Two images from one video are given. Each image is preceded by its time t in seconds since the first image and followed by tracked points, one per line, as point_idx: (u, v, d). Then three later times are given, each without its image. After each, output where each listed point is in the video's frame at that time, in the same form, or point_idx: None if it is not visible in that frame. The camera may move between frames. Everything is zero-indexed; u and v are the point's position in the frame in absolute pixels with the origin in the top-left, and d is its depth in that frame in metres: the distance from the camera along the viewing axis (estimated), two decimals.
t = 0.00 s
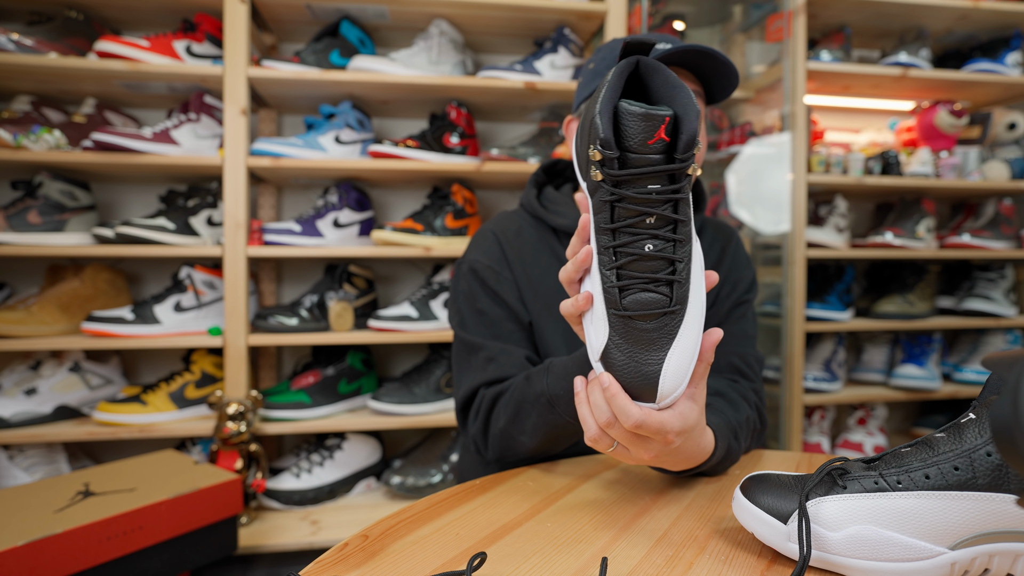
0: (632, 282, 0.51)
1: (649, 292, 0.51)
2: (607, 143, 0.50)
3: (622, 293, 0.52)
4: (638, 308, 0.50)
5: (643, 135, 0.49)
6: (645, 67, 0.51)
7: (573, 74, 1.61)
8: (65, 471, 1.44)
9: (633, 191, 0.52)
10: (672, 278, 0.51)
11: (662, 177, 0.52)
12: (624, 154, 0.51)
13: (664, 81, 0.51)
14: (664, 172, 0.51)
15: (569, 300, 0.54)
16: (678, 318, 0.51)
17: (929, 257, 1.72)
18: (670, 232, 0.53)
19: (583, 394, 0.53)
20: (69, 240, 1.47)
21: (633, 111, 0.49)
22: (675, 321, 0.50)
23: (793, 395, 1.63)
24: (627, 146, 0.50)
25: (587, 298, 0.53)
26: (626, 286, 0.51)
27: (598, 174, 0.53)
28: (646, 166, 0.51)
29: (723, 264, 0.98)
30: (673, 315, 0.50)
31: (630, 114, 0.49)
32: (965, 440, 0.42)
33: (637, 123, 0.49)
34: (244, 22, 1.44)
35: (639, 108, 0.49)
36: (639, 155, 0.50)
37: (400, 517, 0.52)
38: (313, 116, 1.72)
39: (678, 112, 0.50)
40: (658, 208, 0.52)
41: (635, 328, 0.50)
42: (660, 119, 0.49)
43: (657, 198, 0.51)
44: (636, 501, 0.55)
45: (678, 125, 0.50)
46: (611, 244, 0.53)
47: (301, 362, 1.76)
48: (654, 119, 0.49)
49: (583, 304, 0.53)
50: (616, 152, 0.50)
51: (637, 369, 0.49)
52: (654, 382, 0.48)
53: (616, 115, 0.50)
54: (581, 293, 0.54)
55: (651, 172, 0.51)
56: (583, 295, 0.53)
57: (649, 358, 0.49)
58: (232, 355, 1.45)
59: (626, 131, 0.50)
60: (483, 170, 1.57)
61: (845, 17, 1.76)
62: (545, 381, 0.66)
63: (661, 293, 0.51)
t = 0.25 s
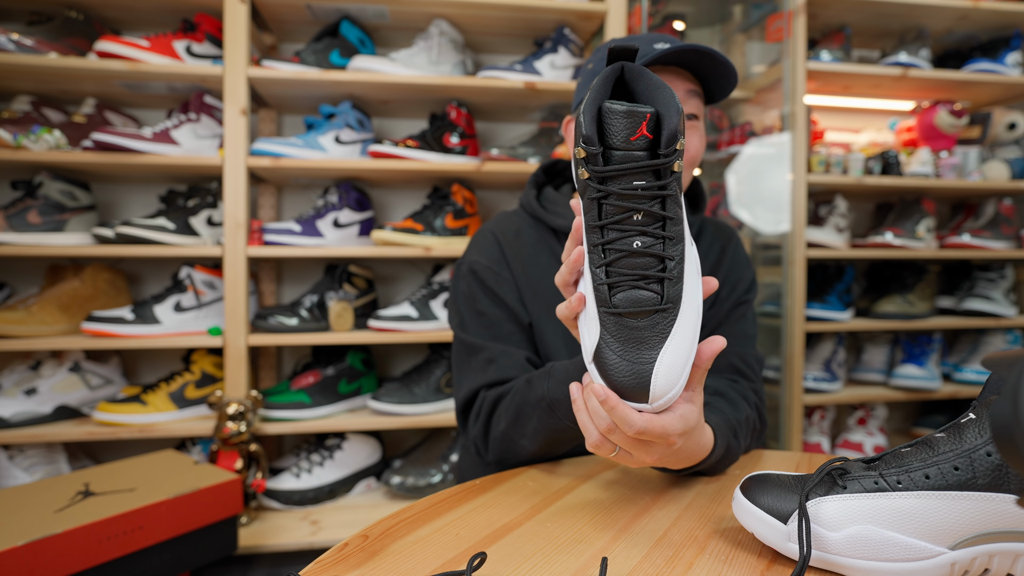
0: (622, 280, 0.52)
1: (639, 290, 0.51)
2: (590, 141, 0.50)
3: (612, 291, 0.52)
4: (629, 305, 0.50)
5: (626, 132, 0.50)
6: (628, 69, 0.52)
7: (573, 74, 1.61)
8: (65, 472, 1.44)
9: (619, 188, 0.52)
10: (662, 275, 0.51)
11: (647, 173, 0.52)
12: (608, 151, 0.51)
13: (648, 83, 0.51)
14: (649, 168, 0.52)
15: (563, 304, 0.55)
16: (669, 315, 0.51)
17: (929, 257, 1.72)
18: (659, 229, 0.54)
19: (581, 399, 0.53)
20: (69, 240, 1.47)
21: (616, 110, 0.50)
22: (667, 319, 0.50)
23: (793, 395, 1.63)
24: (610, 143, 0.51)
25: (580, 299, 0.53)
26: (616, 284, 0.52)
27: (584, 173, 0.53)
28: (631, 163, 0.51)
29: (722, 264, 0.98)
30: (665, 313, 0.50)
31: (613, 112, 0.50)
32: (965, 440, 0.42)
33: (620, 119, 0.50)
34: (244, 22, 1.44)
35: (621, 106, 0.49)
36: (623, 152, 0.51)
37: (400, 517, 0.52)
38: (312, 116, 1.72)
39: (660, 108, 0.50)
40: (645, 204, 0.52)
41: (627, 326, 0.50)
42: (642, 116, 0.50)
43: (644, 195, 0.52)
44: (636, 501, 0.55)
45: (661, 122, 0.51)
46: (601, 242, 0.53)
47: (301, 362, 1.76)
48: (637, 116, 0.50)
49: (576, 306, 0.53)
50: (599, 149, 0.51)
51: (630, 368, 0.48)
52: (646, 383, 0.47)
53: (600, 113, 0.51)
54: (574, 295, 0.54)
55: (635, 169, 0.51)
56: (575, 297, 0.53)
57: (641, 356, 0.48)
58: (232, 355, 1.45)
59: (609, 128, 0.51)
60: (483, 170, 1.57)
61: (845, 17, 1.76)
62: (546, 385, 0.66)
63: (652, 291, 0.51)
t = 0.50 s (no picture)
0: (628, 276, 0.51)
1: (645, 287, 0.51)
2: (598, 134, 0.50)
3: (618, 287, 0.52)
4: (635, 302, 0.50)
5: (635, 127, 0.50)
6: (641, 63, 0.52)
7: (573, 74, 1.61)
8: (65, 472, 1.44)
9: (627, 182, 0.52)
10: (669, 272, 0.51)
11: (657, 169, 0.52)
12: (617, 146, 0.52)
13: (659, 77, 0.51)
14: (659, 164, 0.51)
15: (569, 299, 0.55)
16: (676, 313, 0.50)
17: (929, 257, 1.72)
18: (668, 226, 0.53)
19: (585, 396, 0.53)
20: (69, 240, 1.47)
21: (626, 104, 0.50)
22: (673, 316, 0.50)
23: (793, 395, 1.63)
24: (620, 138, 0.51)
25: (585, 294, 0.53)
26: (621, 279, 0.52)
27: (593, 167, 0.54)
28: (640, 158, 0.51)
29: (723, 264, 0.98)
30: (671, 310, 0.50)
31: (623, 106, 0.50)
32: (965, 440, 0.42)
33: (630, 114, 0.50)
34: (244, 22, 1.44)
35: (631, 101, 0.50)
36: (632, 147, 0.51)
37: (400, 518, 0.52)
38: (313, 115, 1.72)
39: (671, 104, 0.50)
40: (654, 200, 0.52)
41: (632, 322, 0.50)
42: (652, 111, 0.50)
43: (652, 190, 0.52)
44: (636, 501, 0.55)
45: (671, 117, 0.50)
46: (608, 237, 0.53)
47: (301, 362, 1.76)
48: (646, 110, 0.50)
49: (583, 300, 0.53)
50: (608, 142, 0.51)
51: (634, 364, 0.48)
52: (650, 379, 0.47)
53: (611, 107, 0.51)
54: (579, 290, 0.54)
55: (644, 163, 0.51)
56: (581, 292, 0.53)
57: (646, 353, 0.48)
58: (232, 355, 1.45)
59: (619, 123, 0.51)
60: (483, 170, 1.57)
61: (845, 17, 1.76)
62: (551, 382, 0.65)
63: (659, 288, 0.51)
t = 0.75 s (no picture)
0: (636, 273, 0.52)
1: (654, 284, 0.51)
2: (609, 130, 0.50)
3: (626, 284, 0.52)
4: (643, 299, 0.51)
5: (647, 123, 0.50)
6: (652, 59, 0.52)
7: (573, 74, 1.61)
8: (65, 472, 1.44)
9: (637, 178, 0.52)
10: (677, 269, 0.51)
11: (666, 166, 0.52)
12: (627, 142, 0.52)
13: (670, 75, 0.51)
14: (669, 161, 0.52)
15: (577, 294, 0.56)
16: (684, 310, 0.50)
17: (928, 257, 1.72)
18: (677, 223, 0.53)
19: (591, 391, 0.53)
20: (69, 240, 1.47)
21: (638, 101, 0.50)
22: (680, 314, 0.50)
23: (793, 395, 1.63)
24: (630, 135, 0.51)
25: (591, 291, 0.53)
26: (630, 276, 0.52)
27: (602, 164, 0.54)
28: (650, 154, 0.51)
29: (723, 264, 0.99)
30: (679, 308, 0.50)
31: (634, 103, 0.50)
32: (965, 440, 0.42)
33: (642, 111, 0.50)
34: (244, 22, 1.44)
35: (643, 97, 0.50)
36: (643, 143, 0.51)
37: (400, 517, 0.52)
38: (313, 115, 1.72)
39: (682, 101, 0.50)
40: (663, 197, 0.52)
41: (640, 319, 0.50)
42: (663, 108, 0.50)
43: (662, 186, 0.52)
44: (636, 500, 0.55)
45: (682, 114, 0.51)
46: (617, 233, 0.53)
47: (301, 362, 1.76)
48: (658, 107, 0.50)
49: (591, 297, 0.53)
50: (619, 139, 0.51)
51: (641, 362, 0.48)
52: (657, 377, 0.47)
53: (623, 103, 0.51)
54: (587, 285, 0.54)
55: (654, 160, 0.51)
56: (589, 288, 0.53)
57: (654, 350, 0.48)
58: (232, 354, 1.45)
59: (630, 119, 0.51)
60: (483, 171, 1.57)
61: (845, 17, 1.76)
62: (557, 380, 0.65)
63: (667, 285, 0.51)
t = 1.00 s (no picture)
0: (637, 274, 0.52)
1: (655, 285, 0.51)
2: (612, 131, 0.50)
3: (627, 285, 0.52)
4: (644, 300, 0.50)
5: (650, 124, 0.50)
6: (656, 58, 0.51)
7: (573, 74, 1.61)
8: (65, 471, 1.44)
9: (639, 179, 0.52)
10: (679, 271, 0.51)
11: (669, 167, 0.52)
12: (630, 142, 0.51)
13: (675, 74, 0.51)
14: (672, 162, 0.51)
15: (579, 294, 0.56)
16: (685, 312, 0.50)
17: (928, 257, 1.72)
18: (679, 224, 0.53)
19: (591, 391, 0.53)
20: (69, 240, 1.47)
21: (641, 101, 0.50)
22: (682, 316, 0.50)
23: (793, 395, 1.63)
24: (633, 135, 0.51)
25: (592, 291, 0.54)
26: (632, 277, 0.52)
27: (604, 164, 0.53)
28: (653, 155, 0.51)
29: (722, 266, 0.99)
30: (680, 310, 0.50)
31: (637, 103, 0.50)
32: (965, 440, 0.42)
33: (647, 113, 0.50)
34: (244, 22, 1.44)
35: (646, 97, 0.50)
36: (646, 144, 0.51)
37: (400, 517, 0.52)
38: (313, 115, 1.72)
39: (686, 101, 0.50)
40: (666, 198, 0.52)
41: (641, 320, 0.50)
42: (667, 108, 0.50)
43: (664, 187, 0.51)
44: (636, 501, 0.55)
45: (686, 114, 0.50)
46: (618, 234, 0.53)
47: (301, 362, 1.76)
48: (661, 107, 0.50)
49: (592, 297, 0.54)
50: (621, 139, 0.51)
51: (643, 365, 0.48)
52: (657, 379, 0.47)
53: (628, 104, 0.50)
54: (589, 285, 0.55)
55: (657, 161, 0.51)
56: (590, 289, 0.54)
57: (655, 351, 0.48)
58: (232, 355, 1.45)
59: (633, 120, 0.50)
60: (483, 170, 1.57)
61: (845, 17, 1.76)
62: (558, 380, 0.65)
63: (668, 286, 0.51)
